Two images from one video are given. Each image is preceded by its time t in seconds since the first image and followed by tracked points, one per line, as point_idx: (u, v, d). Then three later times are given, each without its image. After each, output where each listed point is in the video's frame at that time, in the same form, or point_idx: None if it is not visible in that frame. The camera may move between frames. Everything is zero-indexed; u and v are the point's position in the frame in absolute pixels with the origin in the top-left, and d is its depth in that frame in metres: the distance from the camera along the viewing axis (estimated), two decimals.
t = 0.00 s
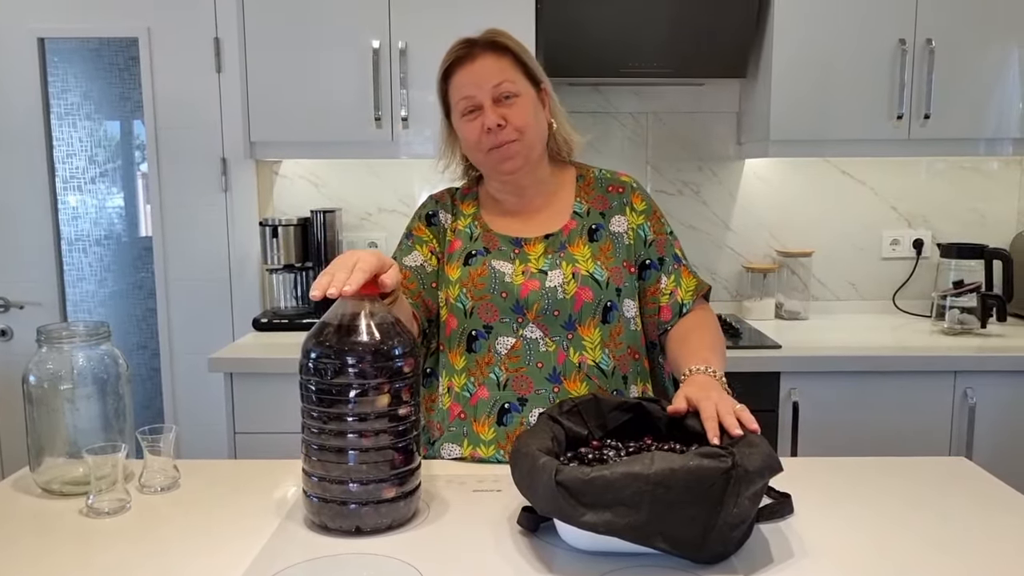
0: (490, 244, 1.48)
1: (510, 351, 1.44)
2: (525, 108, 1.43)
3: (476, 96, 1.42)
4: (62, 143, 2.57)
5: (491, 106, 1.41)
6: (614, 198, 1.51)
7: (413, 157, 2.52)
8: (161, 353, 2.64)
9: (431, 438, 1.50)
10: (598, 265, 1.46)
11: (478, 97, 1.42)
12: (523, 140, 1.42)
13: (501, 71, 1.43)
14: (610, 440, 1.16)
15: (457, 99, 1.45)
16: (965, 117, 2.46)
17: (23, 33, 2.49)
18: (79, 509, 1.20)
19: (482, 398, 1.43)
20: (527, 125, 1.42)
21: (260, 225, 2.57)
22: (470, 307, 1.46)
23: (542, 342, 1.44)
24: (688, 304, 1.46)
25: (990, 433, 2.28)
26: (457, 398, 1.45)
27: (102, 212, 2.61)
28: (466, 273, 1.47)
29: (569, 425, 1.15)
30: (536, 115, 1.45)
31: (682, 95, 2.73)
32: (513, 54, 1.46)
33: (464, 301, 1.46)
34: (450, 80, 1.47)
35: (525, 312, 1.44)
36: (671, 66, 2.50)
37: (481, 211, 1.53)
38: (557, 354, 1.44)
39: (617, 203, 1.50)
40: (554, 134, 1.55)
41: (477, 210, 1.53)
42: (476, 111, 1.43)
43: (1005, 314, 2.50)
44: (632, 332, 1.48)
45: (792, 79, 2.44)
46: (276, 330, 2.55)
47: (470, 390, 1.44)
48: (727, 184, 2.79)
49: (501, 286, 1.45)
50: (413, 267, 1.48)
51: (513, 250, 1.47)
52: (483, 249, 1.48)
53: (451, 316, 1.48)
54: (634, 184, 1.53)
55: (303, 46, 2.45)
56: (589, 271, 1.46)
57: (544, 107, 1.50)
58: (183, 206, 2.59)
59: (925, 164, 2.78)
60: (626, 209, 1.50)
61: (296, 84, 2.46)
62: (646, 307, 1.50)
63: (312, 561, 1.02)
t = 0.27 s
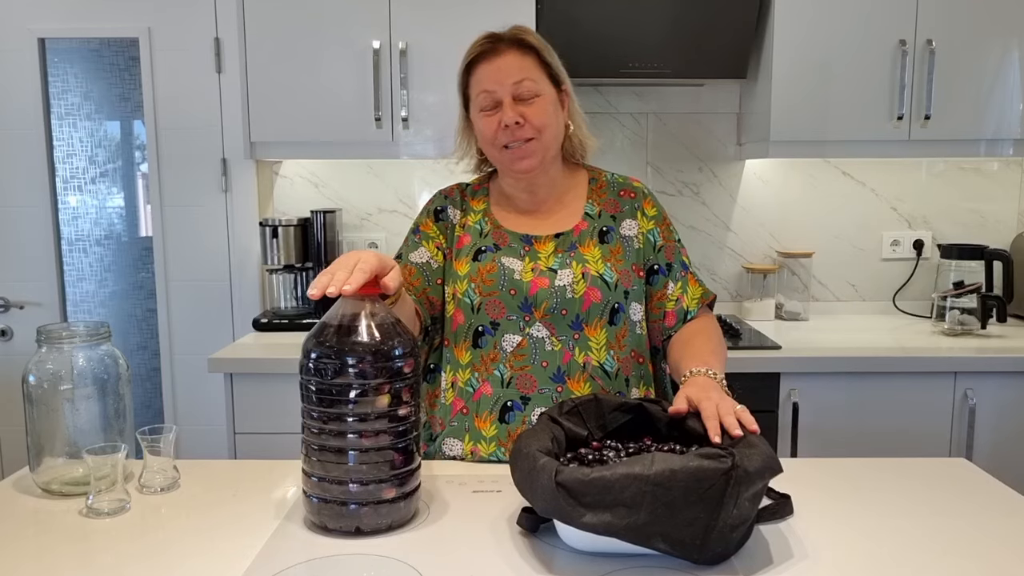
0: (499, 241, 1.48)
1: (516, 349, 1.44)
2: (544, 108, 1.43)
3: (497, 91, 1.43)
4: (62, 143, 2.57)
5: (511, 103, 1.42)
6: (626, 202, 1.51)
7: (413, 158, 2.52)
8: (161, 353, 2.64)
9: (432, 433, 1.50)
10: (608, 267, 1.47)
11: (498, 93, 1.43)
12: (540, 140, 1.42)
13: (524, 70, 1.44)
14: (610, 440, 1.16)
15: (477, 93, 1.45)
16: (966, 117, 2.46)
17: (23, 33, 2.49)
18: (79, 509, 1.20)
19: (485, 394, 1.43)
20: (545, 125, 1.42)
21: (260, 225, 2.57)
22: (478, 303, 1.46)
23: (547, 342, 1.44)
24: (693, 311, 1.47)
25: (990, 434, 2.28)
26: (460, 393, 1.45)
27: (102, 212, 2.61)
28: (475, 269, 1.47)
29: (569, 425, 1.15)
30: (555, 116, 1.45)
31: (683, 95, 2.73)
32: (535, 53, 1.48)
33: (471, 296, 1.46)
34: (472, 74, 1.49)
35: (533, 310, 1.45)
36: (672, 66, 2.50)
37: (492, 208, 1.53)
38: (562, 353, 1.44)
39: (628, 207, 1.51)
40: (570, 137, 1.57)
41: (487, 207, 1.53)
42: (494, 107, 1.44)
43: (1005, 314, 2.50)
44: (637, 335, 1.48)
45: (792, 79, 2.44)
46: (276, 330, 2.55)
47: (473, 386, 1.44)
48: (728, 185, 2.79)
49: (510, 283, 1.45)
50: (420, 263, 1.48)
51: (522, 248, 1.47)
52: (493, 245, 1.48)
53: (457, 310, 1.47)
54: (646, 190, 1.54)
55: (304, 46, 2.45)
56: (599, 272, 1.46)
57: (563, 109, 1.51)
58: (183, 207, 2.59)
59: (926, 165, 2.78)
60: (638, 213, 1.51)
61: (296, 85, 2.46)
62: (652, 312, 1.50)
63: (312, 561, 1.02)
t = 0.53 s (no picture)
0: (508, 235, 1.49)
1: (521, 344, 1.44)
2: (559, 102, 1.44)
3: (513, 81, 1.43)
4: (62, 142, 2.57)
5: (526, 95, 1.43)
6: (634, 203, 1.51)
7: (413, 157, 2.52)
8: (160, 352, 2.63)
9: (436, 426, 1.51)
10: (614, 264, 1.47)
11: (514, 83, 1.43)
12: (552, 133, 1.43)
13: (542, 63, 1.45)
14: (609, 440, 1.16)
15: (494, 83, 1.46)
16: (965, 117, 2.46)
17: (23, 32, 2.49)
18: (78, 508, 1.20)
19: (487, 387, 1.43)
20: (558, 119, 1.43)
21: (260, 224, 2.57)
22: (484, 296, 1.46)
23: (552, 338, 1.44)
24: (697, 311, 1.46)
25: (990, 434, 2.28)
26: (463, 385, 1.45)
27: (102, 212, 2.61)
28: (482, 262, 1.47)
29: (569, 425, 1.14)
30: (569, 111, 1.46)
31: (682, 95, 2.73)
32: (554, 49, 1.48)
33: (478, 289, 1.46)
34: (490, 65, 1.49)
35: (539, 306, 1.45)
36: (672, 65, 2.50)
37: (500, 203, 1.53)
38: (566, 350, 1.44)
39: (636, 208, 1.50)
40: (582, 135, 1.57)
41: (496, 202, 1.53)
42: (509, 97, 1.44)
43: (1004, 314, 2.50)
44: (641, 334, 1.48)
45: (792, 79, 2.44)
46: (276, 329, 2.55)
47: (477, 378, 1.44)
48: (727, 185, 2.79)
49: (517, 278, 1.45)
50: (427, 255, 1.48)
51: (530, 243, 1.48)
52: (501, 240, 1.48)
53: (464, 303, 1.47)
54: (653, 192, 1.53)
55: (303, 46, 2.45)
56: (605, 269, 1.46)
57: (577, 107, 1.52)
58: (182, 206, 2.59)
59: (926, 165, 2.78)
60: (645, 214, 1.50)
61: (296, 85, 2.46)
62: (656, 312, 1.50)
63: (310, 561, 1.02)
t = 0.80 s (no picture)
0: (516, 232, 1.48)
1: (528, 339, 1.44)
2: (574, 94, 1.46)
3: (533, 69, 1.47)
4: (61, 142, 2.57)
5: (545, 83, 1.45)
6: (641, 205, 1.52)
7: (412, 158, 2.51)
8: (159, 352, 2.63)
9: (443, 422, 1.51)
10: (621, 261, 1.47)
11: (534, 71, 1.46)
12: (566, 121, 1.44)
13: (561, 58, 1.49)
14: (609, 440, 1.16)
15: (513, 72, 1.49)
16: (965, 118, 2.46)
17: (22, 32, 2.49)
18: (77, 507, 1.20)
19: (494, 380, 1.42)
20: (573, 108, 1.45)
21: (259, 224, 2.58)
22: (492, 291, 1.46)
23: (559, 332, 1.44)
24: (701, 311, 1.46)
25: (989, 435, 2.28)
26: (469, 378, 1.45)
27: (101, 212, 2.61)
28: (491, 257, 1.47)
29: (568, 425, 1.14)
30: (584, 105, 1.48)
31: (682, 95, 2.73)
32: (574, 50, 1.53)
33: (486, 284, 1.46)
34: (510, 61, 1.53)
35: (546, 301, 1.45)
36: (671, 66, 2.50)
37: (509, 200, 1.53)
38: (572, 344, 1.44)
39: (642, 209, 1.51)
40: (595, 139, 1.59)
41: (505, 199, 1.53)
42: (527, 85, 1.47)
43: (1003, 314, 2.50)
44: (647, 332, 1.48)
45: (792, 80, 2.44)
46: (276, 329, 2.55)
47: (483, 371, 1.44)
48: (727, 185, 2.79)
49: (525, 272, 1.46)
50: (437, 250, 1.48)
51: (539, 239, 1.48)
52: (510, 236, 1.48)
53: (471, 298, 1.47)
54: (661, 196, 1.54)
55: (303, 46, 2.45)
56: (611, 265, 1.46)
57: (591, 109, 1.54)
58: (182, 206, 2.59)
59: (925, 165, 2.79)
60: (651, 215, 1.51)
61: (295, 85, 2.46)
62: (660, 311, 1.50)
63: (309, 560, 1.02)
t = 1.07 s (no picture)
0: (521, 236, 1.49)
1: (533, 341, 1.45)
2: (583, 115, 1.45)
3: (541, 90, 1.44)
4: (60, 142, 2.57)
5: (553, 105, 1.43)
6: (644, 207, 1.52)
7: (412, 158, 2.52)
8: (158, 352, 2.63)
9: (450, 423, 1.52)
10: (625, 265, 1.47)
11: (542, 92, 1.44)
12: (575, 145, 1.43)
13: (570, 75, 1.45)
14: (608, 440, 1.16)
15: (520, 89, 1.46)
16: (964, 119, 2.46)
17: (21, 32, 2.49)
18: (76, 507, 1.20)
19: (500, 383, 1.43)
20: (582, 132, 1.44)
21: (259, 225, 2.58)
22: (497, 295, 1.46)
23: (563, 334, 1.45)
24: (701, 312, 1.46)
25: (988, 436, 2.28)
26: (475, 381, 1.46)
27: (100, 212, 2.61)
28: (496, 261, 1.47)
29: (567, 425, 1.14)
30: (592, 124, 1.47)
31: (681, 96, 2.73)
32: (582, 60, 1.49)
33: (491, 288, 1.46)
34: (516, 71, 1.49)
35: (551, 304, 1.45)
36: (670, 66, 2.50)
37: (514, 204, 1.53)
38: (577, 346, 1.45)
39: (645, 212, 1.51)
40: (600, 146, 1.58)
41: (510, 203, 1.53)
42: (535, 105, 1.44)
43: (1002, 315, 2.50)
44: (650, 334, 1.48)
45: (791, 81, 2.44)
46: (275, 329, 2.55)
47: (489, 374, 1.45)
48: (727, 186, 2.79)
49: (530, 277, 1.46)
50: (443, 251, 1.47)
51: (544, 244, 1.48)
52: (515, 240, 1.48)
53: (477, 302, 1.47)
54: (663, 198, 1.54)
55: (302, 46, 2.45)
56: (616, 269, 1.46)
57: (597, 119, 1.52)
58: (181, 206, 2.59)
59: (924, 166, 2.79)
60: (653, 218, 1.51)
61: (297, 84, 2.46)
62: (662, 312, 1.50)
63: (309, 561, 1.02)
